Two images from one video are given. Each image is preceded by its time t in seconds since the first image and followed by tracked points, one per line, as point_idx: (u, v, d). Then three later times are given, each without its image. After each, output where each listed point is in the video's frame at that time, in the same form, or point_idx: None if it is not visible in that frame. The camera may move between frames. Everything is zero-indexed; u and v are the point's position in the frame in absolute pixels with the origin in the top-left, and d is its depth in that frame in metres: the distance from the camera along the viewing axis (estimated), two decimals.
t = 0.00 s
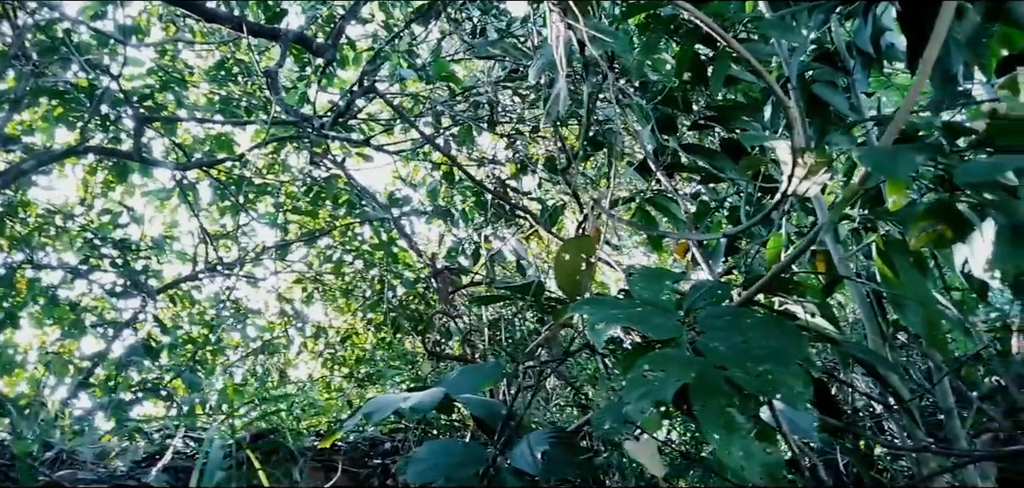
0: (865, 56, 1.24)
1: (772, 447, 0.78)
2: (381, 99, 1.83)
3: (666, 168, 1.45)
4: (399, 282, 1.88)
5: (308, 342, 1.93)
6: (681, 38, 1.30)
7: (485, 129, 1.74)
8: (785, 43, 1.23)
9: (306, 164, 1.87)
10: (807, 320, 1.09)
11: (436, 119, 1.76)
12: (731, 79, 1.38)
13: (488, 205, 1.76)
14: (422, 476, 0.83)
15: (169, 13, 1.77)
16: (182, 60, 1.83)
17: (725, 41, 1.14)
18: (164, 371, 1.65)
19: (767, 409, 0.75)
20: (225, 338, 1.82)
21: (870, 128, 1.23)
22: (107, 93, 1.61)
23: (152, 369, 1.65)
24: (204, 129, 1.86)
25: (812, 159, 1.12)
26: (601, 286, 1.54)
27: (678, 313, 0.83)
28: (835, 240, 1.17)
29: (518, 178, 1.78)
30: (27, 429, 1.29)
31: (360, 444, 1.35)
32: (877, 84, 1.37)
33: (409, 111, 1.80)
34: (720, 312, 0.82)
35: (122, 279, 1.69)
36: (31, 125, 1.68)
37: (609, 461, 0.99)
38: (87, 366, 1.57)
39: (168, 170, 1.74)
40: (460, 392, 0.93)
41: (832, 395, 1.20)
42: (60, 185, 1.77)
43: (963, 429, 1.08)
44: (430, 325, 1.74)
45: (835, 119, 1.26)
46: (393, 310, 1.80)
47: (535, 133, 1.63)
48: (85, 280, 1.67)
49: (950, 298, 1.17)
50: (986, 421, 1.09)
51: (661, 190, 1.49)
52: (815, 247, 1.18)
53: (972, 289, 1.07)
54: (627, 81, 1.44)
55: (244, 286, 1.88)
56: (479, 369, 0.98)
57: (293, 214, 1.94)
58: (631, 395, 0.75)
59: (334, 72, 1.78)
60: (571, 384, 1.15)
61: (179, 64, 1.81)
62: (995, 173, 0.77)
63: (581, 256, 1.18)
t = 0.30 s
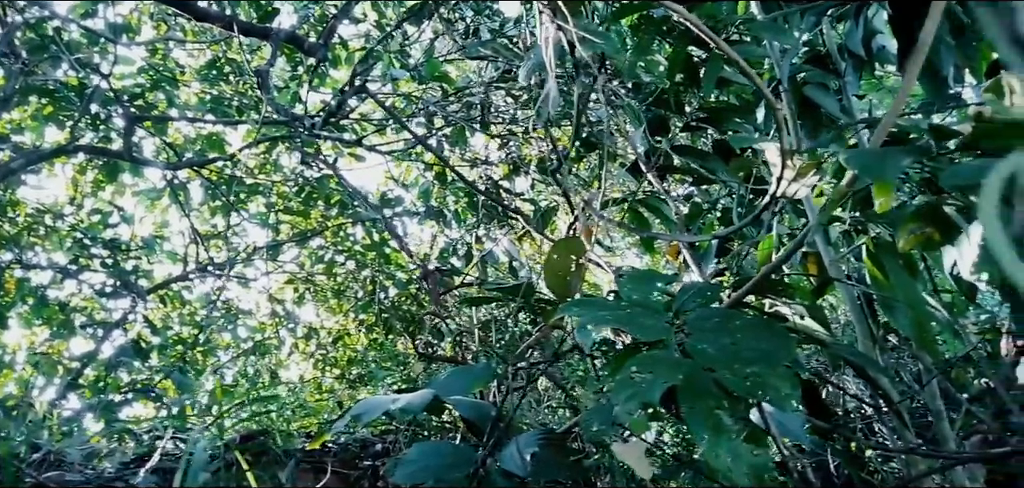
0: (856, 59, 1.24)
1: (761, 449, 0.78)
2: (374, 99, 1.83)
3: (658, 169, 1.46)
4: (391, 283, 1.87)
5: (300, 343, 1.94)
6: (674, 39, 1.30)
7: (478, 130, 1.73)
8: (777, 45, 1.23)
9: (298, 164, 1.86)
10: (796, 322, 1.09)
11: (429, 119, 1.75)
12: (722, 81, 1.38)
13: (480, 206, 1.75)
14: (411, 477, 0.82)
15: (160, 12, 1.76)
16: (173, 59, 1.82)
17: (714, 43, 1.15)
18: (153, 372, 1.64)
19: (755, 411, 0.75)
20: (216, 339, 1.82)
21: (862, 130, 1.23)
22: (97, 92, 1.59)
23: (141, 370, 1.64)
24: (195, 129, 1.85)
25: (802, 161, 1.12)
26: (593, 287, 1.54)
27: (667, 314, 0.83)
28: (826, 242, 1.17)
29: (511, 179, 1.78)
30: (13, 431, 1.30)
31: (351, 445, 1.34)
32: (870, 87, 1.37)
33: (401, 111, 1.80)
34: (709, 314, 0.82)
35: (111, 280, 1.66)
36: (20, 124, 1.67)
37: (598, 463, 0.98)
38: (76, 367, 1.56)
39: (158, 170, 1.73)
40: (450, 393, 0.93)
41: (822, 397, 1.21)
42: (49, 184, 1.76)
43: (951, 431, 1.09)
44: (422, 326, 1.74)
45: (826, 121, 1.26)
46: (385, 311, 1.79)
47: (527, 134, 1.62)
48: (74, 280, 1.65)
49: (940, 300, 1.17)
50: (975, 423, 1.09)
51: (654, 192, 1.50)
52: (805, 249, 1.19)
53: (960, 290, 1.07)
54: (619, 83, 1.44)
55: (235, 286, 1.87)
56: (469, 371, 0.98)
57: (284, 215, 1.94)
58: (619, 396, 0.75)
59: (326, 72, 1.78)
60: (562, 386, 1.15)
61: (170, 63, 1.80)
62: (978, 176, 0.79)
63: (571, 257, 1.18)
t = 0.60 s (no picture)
0: (845, 60, 1.22)
1: (747, 448, 0.78)
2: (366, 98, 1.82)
3: (648, 170, 1.48)
4: (383, 282, 1.85)
5: (291, 342, 1.95)
6: (664, 40, 1.28)
7: (470, 130, 1.73)
8: (767, 45, 1.23)
9: (289, 163, 1.85)
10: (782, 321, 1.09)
11: (421, 119, 1.74)
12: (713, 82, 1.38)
13: (471, 205, 1.75)
14: (399, 476, 0.82)
15: (151, 10, 1.75)
16: (164, 57, 1.81)
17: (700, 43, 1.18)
18: (143, 371, 1.63)
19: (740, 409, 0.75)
20: (207, 338, 1.81)
21: (851, 131, 1.24)
22: (87, 90, 1.58)
23: (131, 369, 1.62)
24: (186, 127, 1.85)
25: (788, 161, 1.13)
26: (584, 286, 1.54)
27: (654, 313, 0.84)
28: (815, 242, 1.18)
29: (502, 178, 1.77)
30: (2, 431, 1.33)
31: (341, 445, 1.34)
32: (859, 87, 1.38)
33: (393, 110, 1.79)
34: (695, 313, 0.82)
35: (101, 278, 1.65)
36: (8, 121, 1.66)
37: (587, 462, 0.98)
38: (64, 367, 1.53)
39: (149, 168, 1.72)
40: (439, 392, 0.93)
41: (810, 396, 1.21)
42: (38, 183, 1.75)
43: (939, 430, 1.09)
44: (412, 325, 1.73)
45: (817, 121, 1.27)
46: (377, 310, 1.79)
47: (519, 133, 1.62)
48: (63, 279, 1.64)
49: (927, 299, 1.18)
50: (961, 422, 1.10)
51: (644, 191, 1.50)
52: (794, 248, 1.19)
53: (947, 290, 1.08)
54: (610, 83, 1.45)
55: (226, 286, 1.86)
56: (458, 370, 0.98)
57: (275, 214, 1.93)
58: (604, 395, 0.76)
59: (318, 71, 1.77)
60: (552, 385, 1.15)
61: (161, 61, 1.79)
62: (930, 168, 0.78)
63: (560, 256, 1.18)
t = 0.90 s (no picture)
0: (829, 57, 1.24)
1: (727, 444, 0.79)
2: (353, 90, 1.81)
3: (634, 165, 1.48)
4: (369, 276, 1.85)
5: (277, 336, 1.92)
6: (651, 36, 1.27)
7: (457, 124, 1.72)
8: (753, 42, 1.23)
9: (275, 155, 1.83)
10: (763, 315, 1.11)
11: (408, 112, 1.73)
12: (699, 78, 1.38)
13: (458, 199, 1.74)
14: (380, 470, 0.82)
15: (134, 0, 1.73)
16: (148, 48, 1.79)
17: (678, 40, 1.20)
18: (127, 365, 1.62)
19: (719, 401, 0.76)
20: (192, 332, 1.80)
21: (835, 128, 1.24)
22: (70, 80, 1.56)
23: (115, 363, 1.61)
24: (170, 120, 1.83)
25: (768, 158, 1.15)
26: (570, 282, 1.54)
27: (635, 308, 0.84)
28: (798, 239, 1.19)
29: (490, 173, 1.77)
30: None
31: (325, 439, 1.34)
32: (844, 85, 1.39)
33: (380, 103, 1.78)
34: (677, 309, 0.83)
35: (84, 271, 1.64)
36: None
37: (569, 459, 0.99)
38: (47, 361, 1.53)
39: (132, 160, 1.70)
40: (422, 386, 0.93)
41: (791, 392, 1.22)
42: (20, 174, 1.73)
43: (918, 425, 1.10)
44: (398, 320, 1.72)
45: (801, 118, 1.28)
46: (363, 305, 1.78)
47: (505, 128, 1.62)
48: (46, 271, 1.62)
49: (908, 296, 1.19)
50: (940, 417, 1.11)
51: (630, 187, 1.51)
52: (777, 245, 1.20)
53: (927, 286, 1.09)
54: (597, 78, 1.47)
55: (210, 279, 1.85)
56: (442, 364, 0.98)
57: (261, 207, 1.92)
58: (583, 390, 0.77)
59: (304, 64, 1.76)
60: (536, 379, 1.15)
61: (145, 52, 1.77)
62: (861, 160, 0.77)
63: (544, 251, 1.18)
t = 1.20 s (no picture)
0: (820, 64, 1.25)
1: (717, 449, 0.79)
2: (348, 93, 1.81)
3: (627, 170, 1.49)
4: (363, 279, 1.85)
5: (270, 338, 1.92)
6: (644, 41, 1.29)
7: (451, 128, 1.73)
8: (744, 48, 1.25)
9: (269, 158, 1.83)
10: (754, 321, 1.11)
11: (402, 116, 1.73)
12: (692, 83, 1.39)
13: (452, 202, 1.74)
14: (369, 474, 0.82)
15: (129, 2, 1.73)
16: (143, 50, 1.79)
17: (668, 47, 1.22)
18: (120, 367, 1.61)
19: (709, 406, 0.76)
20: (185, 334, 1.80)
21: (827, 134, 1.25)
22: (63, 82, 1.56)
23: (108, 364, 1.61)
24: (165, 122, 1.84)
25: (759, 165, 1.16)
26: (563, 286, 1.55)
27: (625, 312, 0.85)
28: (789, 245, 1.20)
29: (485, 177, 1.77)
30: None
31: (317, 442, 1.34)
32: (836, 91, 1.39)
33: (375, 106, 1.78)
34: (666, 312, 0.83)
35: (77, 273, 1.64)
36: None
37: (561, 462, 0.99)
38: (39, 363, 1.53)
39: (126, 162, 1.70)
40: (412, 390, 0.93)
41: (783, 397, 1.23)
42: (14, 175, 1.73)
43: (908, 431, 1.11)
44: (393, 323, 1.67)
45: (793, 124, 1.28)
46: (357, 308, 1.78)
47: (500, 132, 1.62)
48: (38, 273, 1.61)
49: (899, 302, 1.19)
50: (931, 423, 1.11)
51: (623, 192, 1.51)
52: (769, 250, 1.21)
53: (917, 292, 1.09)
54: (590, 83, 1.47)
55: (204, 281, 1.85)
56: (434, 367, 0.98)
57: (255, 210, 1.92)
58: (572, 394, 0.77)
59: (299, 66, 1.76)
60: (528, 383, 1.16)
61: (139, 54, 1.77)
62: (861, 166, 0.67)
63: (534, 255, 1.19)
